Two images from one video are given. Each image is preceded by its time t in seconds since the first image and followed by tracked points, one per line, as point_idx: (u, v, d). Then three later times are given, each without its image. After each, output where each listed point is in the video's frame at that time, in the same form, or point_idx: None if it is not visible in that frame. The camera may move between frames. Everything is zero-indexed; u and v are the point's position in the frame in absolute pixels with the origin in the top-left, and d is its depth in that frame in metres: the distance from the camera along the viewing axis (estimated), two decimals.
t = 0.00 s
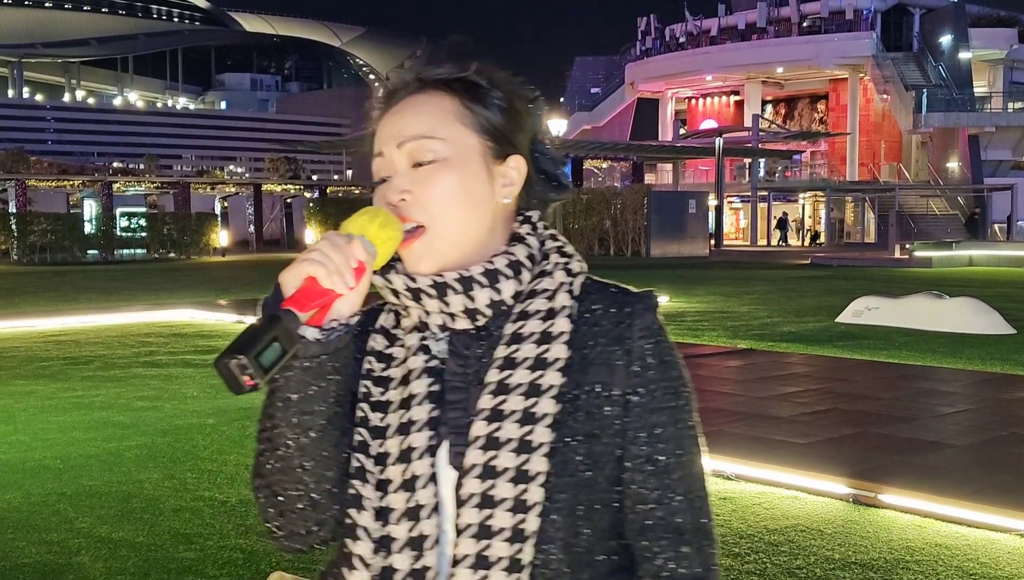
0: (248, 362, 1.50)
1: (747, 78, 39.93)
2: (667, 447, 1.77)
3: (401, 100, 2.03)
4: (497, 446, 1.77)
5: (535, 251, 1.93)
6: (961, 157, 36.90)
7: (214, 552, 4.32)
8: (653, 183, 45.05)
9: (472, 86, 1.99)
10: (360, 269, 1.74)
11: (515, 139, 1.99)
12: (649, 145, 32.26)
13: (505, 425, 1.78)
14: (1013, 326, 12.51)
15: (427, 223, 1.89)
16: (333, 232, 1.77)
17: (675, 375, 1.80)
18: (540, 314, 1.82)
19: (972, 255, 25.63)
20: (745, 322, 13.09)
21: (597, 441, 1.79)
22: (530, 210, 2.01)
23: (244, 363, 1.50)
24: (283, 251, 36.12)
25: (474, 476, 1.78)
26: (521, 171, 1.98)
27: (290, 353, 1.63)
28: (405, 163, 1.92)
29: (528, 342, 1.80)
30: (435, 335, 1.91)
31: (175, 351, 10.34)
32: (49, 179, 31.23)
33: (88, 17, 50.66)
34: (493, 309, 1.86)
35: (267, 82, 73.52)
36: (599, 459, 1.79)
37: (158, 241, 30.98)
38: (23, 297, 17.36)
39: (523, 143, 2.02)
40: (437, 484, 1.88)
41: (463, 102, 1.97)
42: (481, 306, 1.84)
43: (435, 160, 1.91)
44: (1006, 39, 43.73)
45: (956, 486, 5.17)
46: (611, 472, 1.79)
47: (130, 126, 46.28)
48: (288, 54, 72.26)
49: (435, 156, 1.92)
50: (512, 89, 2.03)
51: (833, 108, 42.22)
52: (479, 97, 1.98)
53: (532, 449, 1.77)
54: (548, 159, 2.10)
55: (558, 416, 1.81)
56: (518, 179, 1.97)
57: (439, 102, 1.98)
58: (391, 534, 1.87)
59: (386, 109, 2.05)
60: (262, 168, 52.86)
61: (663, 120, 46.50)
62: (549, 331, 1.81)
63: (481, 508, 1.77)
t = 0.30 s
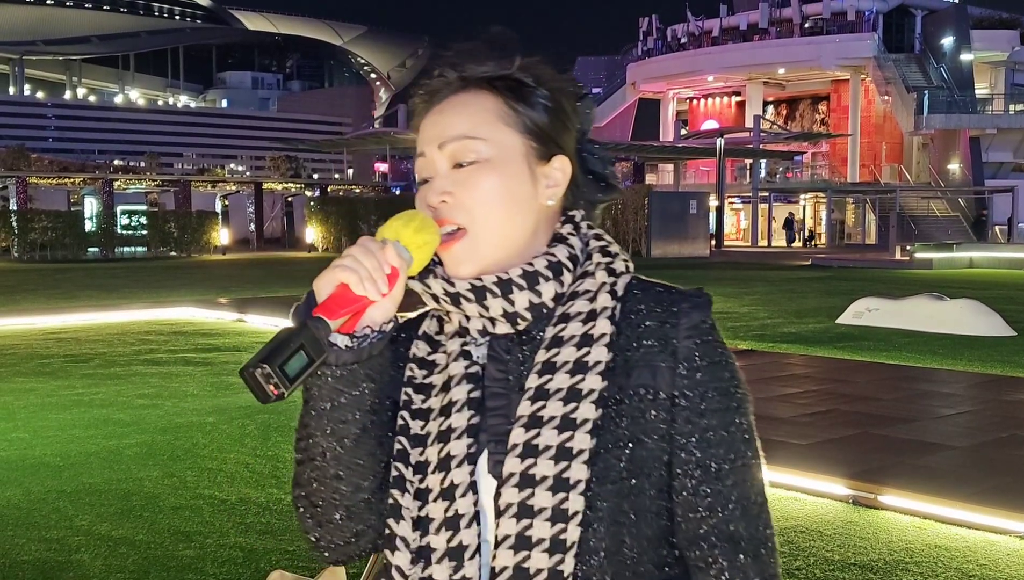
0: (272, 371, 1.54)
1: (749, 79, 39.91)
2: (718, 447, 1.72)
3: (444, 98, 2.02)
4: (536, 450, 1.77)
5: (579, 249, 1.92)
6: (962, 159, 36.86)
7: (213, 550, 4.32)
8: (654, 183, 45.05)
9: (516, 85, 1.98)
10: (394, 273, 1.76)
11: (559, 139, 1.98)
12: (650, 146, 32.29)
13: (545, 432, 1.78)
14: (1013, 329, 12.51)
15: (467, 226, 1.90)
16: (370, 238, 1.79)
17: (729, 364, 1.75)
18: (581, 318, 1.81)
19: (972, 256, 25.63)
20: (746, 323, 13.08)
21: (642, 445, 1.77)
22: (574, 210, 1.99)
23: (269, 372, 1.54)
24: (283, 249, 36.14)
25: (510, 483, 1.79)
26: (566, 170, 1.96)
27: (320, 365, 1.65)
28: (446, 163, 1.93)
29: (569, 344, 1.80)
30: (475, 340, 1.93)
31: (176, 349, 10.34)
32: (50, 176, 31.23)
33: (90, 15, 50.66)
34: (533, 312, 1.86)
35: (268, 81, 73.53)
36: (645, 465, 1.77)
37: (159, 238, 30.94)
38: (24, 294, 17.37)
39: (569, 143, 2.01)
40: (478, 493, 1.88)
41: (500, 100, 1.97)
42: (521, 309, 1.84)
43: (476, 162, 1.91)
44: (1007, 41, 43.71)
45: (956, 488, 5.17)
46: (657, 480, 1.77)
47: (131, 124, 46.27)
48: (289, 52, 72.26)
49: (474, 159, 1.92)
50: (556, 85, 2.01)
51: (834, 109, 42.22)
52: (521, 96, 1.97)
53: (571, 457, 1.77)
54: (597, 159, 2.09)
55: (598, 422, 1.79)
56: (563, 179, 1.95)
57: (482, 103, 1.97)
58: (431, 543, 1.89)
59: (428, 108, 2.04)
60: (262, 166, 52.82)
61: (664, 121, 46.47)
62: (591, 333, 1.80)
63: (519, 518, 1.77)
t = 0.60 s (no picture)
0: (259, 384, 1.61)
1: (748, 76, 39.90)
2: (715, 473, 1.76)
3: (469, 100, 1.99)
4: (520, 463, 1.79)
5: (594, 259, 1.91)
6: (962, 155, 36.84)
7: (215, 551, 4.32)
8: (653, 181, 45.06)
9: (544, 89, 1.94)
10: (398, 282, 1.80)
11: (583, 149, 1.96)
12: (649, 144, 32.24)
13: (532, 444, 1.79)
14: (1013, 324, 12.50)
15: (481, 234, 1.89)
16: (381, 243, 1.82)
17: (738, 385, 1.80)
18: (583, 329, 1.81)
19: (973, 252, 25.62)
20: (746, 321, 13.07)
21: (629, 464, 1.79)
22: (596, 218, 1.98)
23: (255, 384, 1.62)
24: (284, 250, 36.12)
25: (493, 493, 1.81)
26: (587, 179, 1.95)
27: (307, 376, 1.75)
28: (465, 169, 1.91)
29: (568, 356, 1.80)
30: (485, 346, 1.95)
31: (176, 350, 10.34)
32: (49, 179, 31.21)
33: (88, 17, 50.65)
34: (537, 322, 1.87)
35: (267, 82, 73.44)
36: (635, 483, 1.79)
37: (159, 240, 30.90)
38: (25, 297, 17.37)
39: (597, 154, 2.00)
40: (470, 500, 1.90)
41: (522, 103, 1.93)
42: (526, 317, 1.84)
43: (494, 169, 1.90)
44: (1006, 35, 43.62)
45: (958, 484, 5.16)
46: (648, 498, 1.79)
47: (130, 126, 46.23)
48: (288, 53, 72.19)
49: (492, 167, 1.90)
50: (591, 90, 1.98)
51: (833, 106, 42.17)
52: (547, 105, 1.93)
53: (557, 471, 1.77)
54: (631, 163, 2.08)
55: (593, 436, 1.81)
56: (585, 189, 1.94)
57: (505, 106, 1.94)
58: (422, 550, 1.92)
59: (455, 104, 2.01)
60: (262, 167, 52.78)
61: (663, 119, 46.43)
62: (590, 345, 1.80)
63: (499, 529, 1.79)
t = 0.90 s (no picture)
0: (237, 352, 1.61)
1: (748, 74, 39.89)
2: (687, 476, 1.73)
3: (485, 76, 1.97)
4: (496, 454, 1.78)
5: (593, 250, 1.87)
6: (961, 153, 36.87)
7: (214, 549, 4.32)
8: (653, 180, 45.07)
9: (557, 75, 1.92)
10: (391, 259, 1.79)
11: (591, 133, 1.94)
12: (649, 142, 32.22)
13: (508, 433, 1.78)
14: (1013, 323, 12.51)
15: (483, 211, 1.87)
16: (380, 221, 1.83)
17: (721, 400, 1.76)
18: (571, 323, 1.80)
19: (972, 250, 25.65)
20: (745, 319, 13.07)
21: (599, 462, 1.77)
22: (599, 207, 1.95)
23: (234, 354, 1.62)
24: (284, 247, 36.14)
25: (467, 475, 1.81)
26: (594, 164, 1.93)
27: (290, 347, 1.77)
28: (472, 145, 1.89)
29: (554, 349, 1.79)
30: (478, 327, 1.93)
31: (175, 348, 10.34)
32: (49, 176, 31.18)
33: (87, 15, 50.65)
34: (528, 308, 1.85)
35: (267, 79, 73.37)
36: (604, 484, 1.77)
37: (158, 237, 30.93)
38: (24, 295, 17.35)
39: (609, 144, 1.98)
40: (448, 482, 1.88)
41: (531, 85, 1.92)
42: (519, 303, 1.83)
43: (501, 147, 1.88)
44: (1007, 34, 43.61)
45: (957, 482, 5.17)
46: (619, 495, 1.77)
47: (129, 123, 46.18)
48: (288, 51, 72.15)
49: (500, 146, 1.88)
50: (610, 74, 1.96)
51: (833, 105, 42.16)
52: (560, 91, 1.91)
53: (530, 465, 1.76)
54: (641, 151, 2.05)
55: (572, 430, 1.79)
56: (588, 177, 1.92)
57: (516, 87, 1.92)
58: (396, 527, 1.91)
59: (473, 81, 2.00)
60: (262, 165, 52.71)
61: (663, 117, 46.41)
62: (574, 342, 1.78)
63: (467, 519, 1.79)
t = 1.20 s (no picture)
0: (205, 353, 1.61)
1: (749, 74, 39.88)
2: (618, 499, 1.64)
3: (467, 84, 1.89)
4: (442, 463, 1.70)
5: (553, 266, 1.76)
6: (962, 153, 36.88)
7: (216, 547, 4.32)
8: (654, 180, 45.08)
9: (533, 90, 1.83)
10: (356, 269, 1.77)
11: (566, 151, 1.85)
12: (650, 141, 32.20)
13: (455, 446, 1.69)
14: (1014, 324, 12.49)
15: (455, 222, 1.80)
16: (349, 228, 1.79)
17: (660, 423, 1.67)
18: (526, 338, 1.70)
19: (973, 251, 25.65)
20: (746, 319, 13.07)
21: (540, 475, 1.67)
22: (566, 223, 1.85)
23: (202, 354, 1.61)
24: (285, 246, 36.19)
25: (411, 480, 1.73)
26: (566, 183, 1.84)
27: (258, 347, 1.73)
28: (447, 157, 1.83)
29: (505, 365, 1.70)
30: (436, 332, 1.84)
31: (176, 346, 10.35)
32: (49, 174, 31.18)
33: (89, 13, 50.67)
34: (487, 322, 1.76)
35: (268, 78, 73.40)
36: (536, 493, 1.68)
37: (159, 236, 30.97)
38: (25, 293, 17.37)
39: (582, 160, 1.90)
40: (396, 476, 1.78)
41: (509, 100, 1.83)
42: (478, 315, 1.74)
43: (475, 161, 1.81)
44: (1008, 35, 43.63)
45: (958, 483, 5.17)
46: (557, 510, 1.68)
47: (130, 121, 46.17)
48: (290, 50, 72.21)
49: (473, 158, 1.81)
50: (592, 104, 1.88)
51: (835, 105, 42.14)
52: (538, 107, 1.83)
53: (483, 451, 1.68)
54: (617, 170, 1.96)
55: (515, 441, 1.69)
56: (560, 193, 1.83)
57: (494, 99, 1.84)
58: (350, 517, 1.82)
59: (456, 84, 1.91)
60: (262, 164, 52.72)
61: (664, 117, 46.40)
62: (522, 361, 1.69)
63: (411, 524, 1.72)
